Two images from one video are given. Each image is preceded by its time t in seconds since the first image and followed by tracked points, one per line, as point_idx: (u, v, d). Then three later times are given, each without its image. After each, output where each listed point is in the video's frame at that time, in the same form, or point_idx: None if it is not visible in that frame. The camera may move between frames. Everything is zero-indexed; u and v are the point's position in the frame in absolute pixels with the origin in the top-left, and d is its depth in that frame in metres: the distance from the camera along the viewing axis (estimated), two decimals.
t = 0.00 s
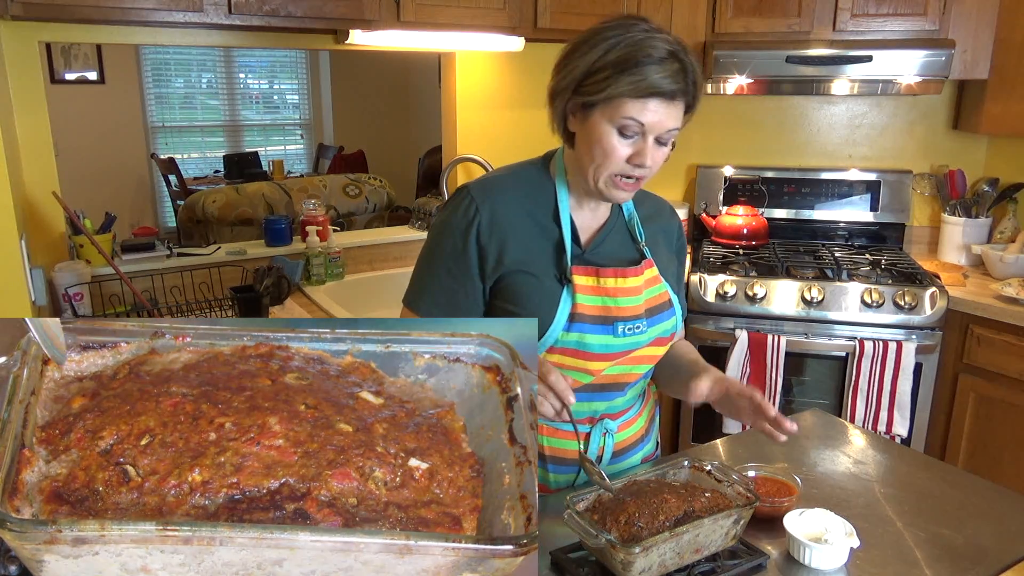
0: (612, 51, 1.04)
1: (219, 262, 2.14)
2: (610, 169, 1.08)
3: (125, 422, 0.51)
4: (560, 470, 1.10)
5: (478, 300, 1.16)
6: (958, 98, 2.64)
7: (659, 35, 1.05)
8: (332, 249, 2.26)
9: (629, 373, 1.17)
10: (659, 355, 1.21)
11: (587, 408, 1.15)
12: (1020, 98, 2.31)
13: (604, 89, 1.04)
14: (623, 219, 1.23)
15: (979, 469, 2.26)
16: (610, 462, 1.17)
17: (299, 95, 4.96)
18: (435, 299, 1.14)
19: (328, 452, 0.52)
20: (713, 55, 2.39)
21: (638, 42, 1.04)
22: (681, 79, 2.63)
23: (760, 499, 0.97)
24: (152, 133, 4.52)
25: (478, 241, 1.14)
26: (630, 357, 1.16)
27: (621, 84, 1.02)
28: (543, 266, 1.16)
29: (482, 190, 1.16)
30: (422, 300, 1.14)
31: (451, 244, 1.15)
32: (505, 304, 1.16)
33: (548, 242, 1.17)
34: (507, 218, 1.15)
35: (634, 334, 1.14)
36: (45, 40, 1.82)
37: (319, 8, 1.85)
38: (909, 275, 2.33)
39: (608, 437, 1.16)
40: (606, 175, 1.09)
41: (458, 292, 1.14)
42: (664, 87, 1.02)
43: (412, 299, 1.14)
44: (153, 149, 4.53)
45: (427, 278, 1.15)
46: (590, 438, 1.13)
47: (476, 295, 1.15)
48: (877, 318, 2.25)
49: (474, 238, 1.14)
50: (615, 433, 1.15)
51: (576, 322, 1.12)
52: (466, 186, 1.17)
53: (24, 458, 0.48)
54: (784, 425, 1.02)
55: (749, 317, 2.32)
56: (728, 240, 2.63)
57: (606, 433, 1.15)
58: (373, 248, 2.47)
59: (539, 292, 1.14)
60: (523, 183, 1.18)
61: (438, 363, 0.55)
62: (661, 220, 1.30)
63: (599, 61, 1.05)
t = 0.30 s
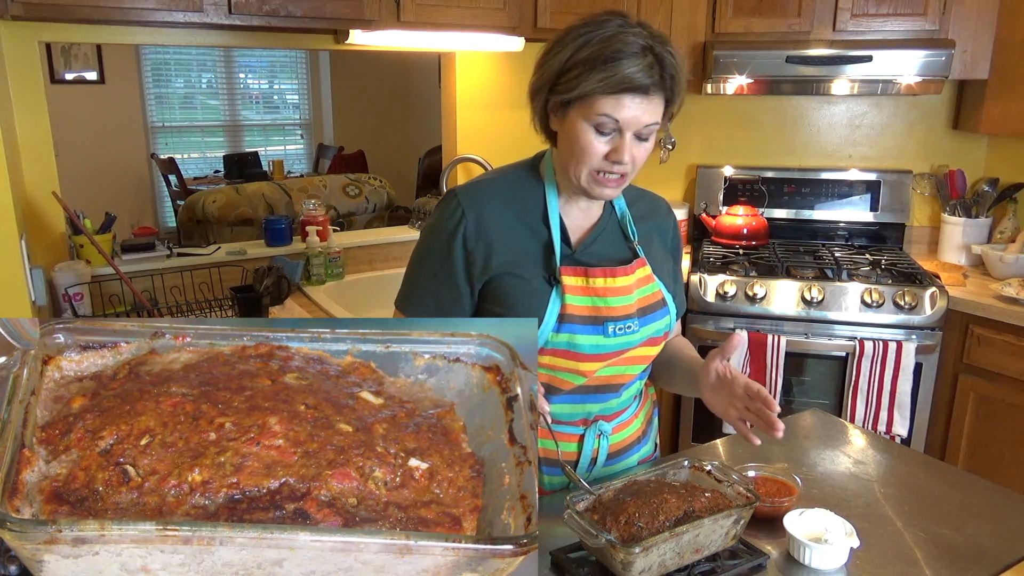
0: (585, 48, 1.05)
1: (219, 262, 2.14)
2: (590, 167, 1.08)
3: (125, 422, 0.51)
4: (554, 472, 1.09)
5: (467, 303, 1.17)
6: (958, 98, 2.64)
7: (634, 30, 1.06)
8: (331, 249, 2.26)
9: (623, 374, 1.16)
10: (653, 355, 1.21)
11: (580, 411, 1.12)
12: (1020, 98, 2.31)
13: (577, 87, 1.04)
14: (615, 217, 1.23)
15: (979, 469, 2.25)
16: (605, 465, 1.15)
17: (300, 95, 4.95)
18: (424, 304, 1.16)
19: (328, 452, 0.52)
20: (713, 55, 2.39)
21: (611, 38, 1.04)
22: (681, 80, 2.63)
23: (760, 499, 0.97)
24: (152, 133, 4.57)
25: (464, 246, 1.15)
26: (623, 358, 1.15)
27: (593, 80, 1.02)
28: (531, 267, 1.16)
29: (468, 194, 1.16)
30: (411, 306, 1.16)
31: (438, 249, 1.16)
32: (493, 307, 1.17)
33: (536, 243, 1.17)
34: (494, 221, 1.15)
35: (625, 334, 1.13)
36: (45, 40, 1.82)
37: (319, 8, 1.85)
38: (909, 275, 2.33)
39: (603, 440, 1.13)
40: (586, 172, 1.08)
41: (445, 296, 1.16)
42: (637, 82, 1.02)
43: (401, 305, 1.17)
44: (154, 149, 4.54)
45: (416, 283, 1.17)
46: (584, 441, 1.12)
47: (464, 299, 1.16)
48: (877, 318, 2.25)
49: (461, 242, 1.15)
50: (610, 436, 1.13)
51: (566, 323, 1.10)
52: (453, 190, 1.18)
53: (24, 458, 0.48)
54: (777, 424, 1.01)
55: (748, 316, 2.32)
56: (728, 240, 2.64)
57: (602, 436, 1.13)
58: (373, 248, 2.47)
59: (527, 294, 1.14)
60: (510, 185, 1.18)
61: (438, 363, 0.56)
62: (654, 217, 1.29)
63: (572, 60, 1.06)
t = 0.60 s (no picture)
0: (578, 50, 1.05)
1: (219, 262, 2.14)
2: (586, 169, 1.07)
3: (125, 422, 0.51)
4: (553, 473, 1.07)
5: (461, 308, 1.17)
6: (958, 97, 2.63)
7: (625, 30, 1.06)
8: (331, 249, 2.26)
9: (618, 374, 1.16)
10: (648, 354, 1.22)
11: (577, 412, 1.11)
12: (1021, 97, 2.31)
13: (573, 90, 1.04)
14: (608, 216, 1.23)
15: (979, 469, 2.25)
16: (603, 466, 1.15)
17: (300, 95, 4.95)
18: (417, 310, 1.16)
19: (328, 451, 0.52)
20: (713, 55, 2.39)
21: (604, 39, 1.04)
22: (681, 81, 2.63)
23: (760, 499, 0.97)
24: (152, 133, 4.58)
25: (456, 250, 1.15)
26: (618, 358, 1.15)
27: (590, 83, 1.02)
28: (524, 269, 1.16)
29: (459, 198, 1.16)
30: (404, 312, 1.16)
31: (430, 254, 1.16)
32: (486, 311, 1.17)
33: (528, 245, 1.17)
34: (484, 225, 1.15)
35: (620, 334, 1.14)
36: (45, 40, 1.82)
37: (319, 9, 1.85)
38: (909, 275, 2.33)
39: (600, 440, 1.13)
40: (582, 174, 1.08)
41: (437, 301, 1.16)
42: (633, 84, 1.02)
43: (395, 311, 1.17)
44: (153, 149, 4.56)
45: (409, 289, 1.17)
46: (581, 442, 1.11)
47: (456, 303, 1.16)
48: (877, 318, 2.25)
49: (451, 247, 1.15)
50: (606, 436, 1.13)
51: (560, 325, 1.09)
52: (444, 195, 1.17)
53: (23, 459, 0.48)
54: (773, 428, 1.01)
55: (749, 316, 2.32)
56: (728, 240, 2.64)
57: (598, 436, 1.13)
58: (373, 248, 2.47)
59: (520, 296, 1.14)
60: (500, 188, 1.17)
61: (438, 363, 0.56)
62: (647, 216, 1.30)
63: (566, 62, 1.05)
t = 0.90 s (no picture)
0: (576, 50, 1.04)
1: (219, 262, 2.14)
2: (586, 168, 1.08)
3: (125, 422, 0.51)
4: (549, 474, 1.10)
5: (456, 308, 1.17)
6: (958, 98, 2.63)
7: (622, 28, 1.06)
8: (331, 249, 2.26)
9: (616, 375, 1.16)
10: (644, 354, 1.21)
11: (573, 413, 1.13)
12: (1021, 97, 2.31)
13: (571, 90, 1.04)
14: (605, 217, 1.23)
15: (979, 469, 2.25)
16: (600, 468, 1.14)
17: (300, 95, 4.94)
18: (412, 310, 1.16)
19: (328, 452, 0.52)
20: (713, 55, 2.39)
21: (601, 38, 1.04)
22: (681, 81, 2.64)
23: (760, 499, 0.97)
24: (152, 133, 4.56)
25: (451, 251, 1.14)
26: (615, 358, 1.15)
27: (588, 83, 1.02)
28: (519, 269, 1.16)
29: (455, 198, 1.16)
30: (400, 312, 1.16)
31: (426, 254, 1.16)
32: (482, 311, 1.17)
33: (524, 245, 1.16)
34: (480, 225, 1.14)
35: (616, 334, 1.14)
36: (45, 40, 1.82)
37: (319, 8, 1.85)
38: (909, 275, 2.33)
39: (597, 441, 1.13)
40: (582, 174, 1.08)
41: (433, 301, 1.16)
42: (631, 83, 1.02)
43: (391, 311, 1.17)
44: (153, 149, 4.55)
45: (405, 289, 1.17)
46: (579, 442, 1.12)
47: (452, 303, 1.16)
48: (877, 318, 2.25)
49: (448, 247, 1.14)
50: (604, 437, 1.13)
51: (556, 325, 1.12)
52: (440, 194, 1.17)
53: (23, 458, 0.47)
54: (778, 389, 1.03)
55: (748, 317, 2.32)
56: (727, 240, 2.64)
57: (596, 437, 1.13)
58: (373, 248, 2.47)
59: (515, 296, 1.14)
60: (496, 187, 1.17)
61: (438, 363, 0.58)
62: (644, 216, 1.29)
63: (563, 62, 1.05)
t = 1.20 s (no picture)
0: (575, 51, 1.04)
1: (219, 262, 2.14)
2: (585, 170, 1.08)
3: (124, 423, 0.51)
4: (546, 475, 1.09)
5: (452, 309, 1.17)
6: (958, 98, 2.63)
7: (621, 29, 1.06)
8: (331, 250, 2.26)
9: (611, 376, 1.16)
10: (641, 356, 1.21)
11: (568, 415, 1.13)
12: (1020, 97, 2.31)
13: (571, 91, 1.04)
14: (603, 218, 1.23)
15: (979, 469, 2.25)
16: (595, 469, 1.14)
17: (300, 95, 4.95)
18: (408, 309, 1.16)
19: (328, 452, 0.52)
20: (713, 55, 2.39)
21: (600, 39, 1.04)
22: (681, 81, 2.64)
23: (760, 499, 0.97)
24: (152, 134, 4.54)
25: (448, 251, 1.14)
26: (612, 360, 1.15)
27: (587, 85, 1.02)
28: (516, 270, 1.16)
29: (452, 198, 1.15)
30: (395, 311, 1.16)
31: (422, 253, 1.15)
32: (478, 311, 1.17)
33: (520, 246, 1.16)
34: (476, 225, 1.14)
35: (612, 335, 1.14)
36: (46, 40, 1.82)
37: (319, 8, 1.85)
38: (909, 275, 2.33)
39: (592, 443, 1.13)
40: (582, 175, 1.08)
41: (429, 301, 1.15)
42: (630, 84, 1.02)
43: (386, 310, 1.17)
44: (153, 150, 4.53)
45: (401, 289, 1.17)
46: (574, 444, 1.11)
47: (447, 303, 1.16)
48: (877, 318, 2.25)
49: (443, 247, 1.14)
50: (598, 439, 1.13)
51: (552, 326, 1.11)
52: (437, 194, 1.17)
53: (24, 459, 0.47)
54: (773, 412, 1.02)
55: (748, 317, 2.33)
56: (727, 240, 2.64)
57: (591, 439, 1.13)
58: (373, 248, 2.47)
59: (511, 297, 1.14)
60: (494, 188, 1.17)
61: (438, 363, 0.58)
62: (643, 217, 1.29)
63: (562, 63, 1.05)
